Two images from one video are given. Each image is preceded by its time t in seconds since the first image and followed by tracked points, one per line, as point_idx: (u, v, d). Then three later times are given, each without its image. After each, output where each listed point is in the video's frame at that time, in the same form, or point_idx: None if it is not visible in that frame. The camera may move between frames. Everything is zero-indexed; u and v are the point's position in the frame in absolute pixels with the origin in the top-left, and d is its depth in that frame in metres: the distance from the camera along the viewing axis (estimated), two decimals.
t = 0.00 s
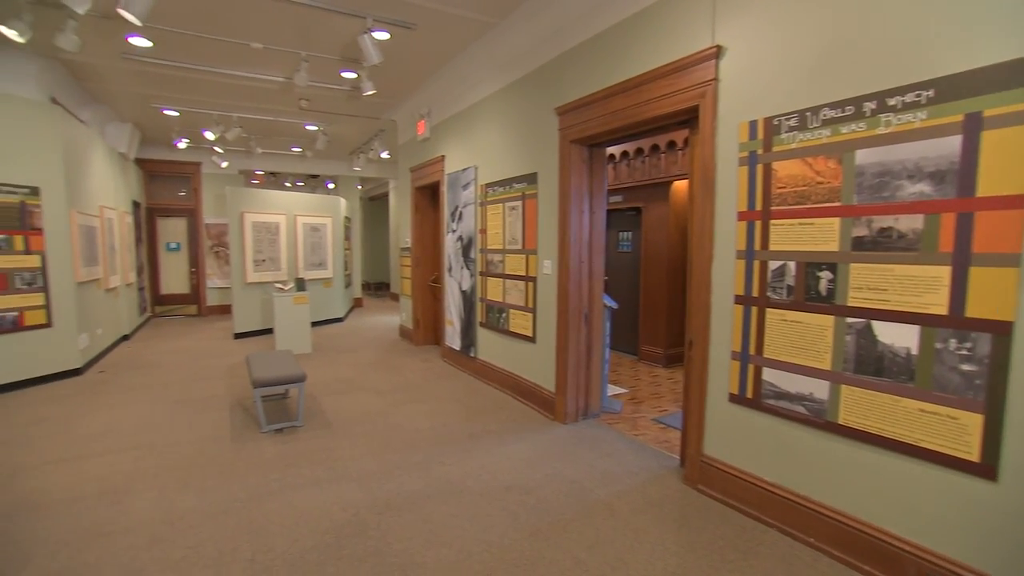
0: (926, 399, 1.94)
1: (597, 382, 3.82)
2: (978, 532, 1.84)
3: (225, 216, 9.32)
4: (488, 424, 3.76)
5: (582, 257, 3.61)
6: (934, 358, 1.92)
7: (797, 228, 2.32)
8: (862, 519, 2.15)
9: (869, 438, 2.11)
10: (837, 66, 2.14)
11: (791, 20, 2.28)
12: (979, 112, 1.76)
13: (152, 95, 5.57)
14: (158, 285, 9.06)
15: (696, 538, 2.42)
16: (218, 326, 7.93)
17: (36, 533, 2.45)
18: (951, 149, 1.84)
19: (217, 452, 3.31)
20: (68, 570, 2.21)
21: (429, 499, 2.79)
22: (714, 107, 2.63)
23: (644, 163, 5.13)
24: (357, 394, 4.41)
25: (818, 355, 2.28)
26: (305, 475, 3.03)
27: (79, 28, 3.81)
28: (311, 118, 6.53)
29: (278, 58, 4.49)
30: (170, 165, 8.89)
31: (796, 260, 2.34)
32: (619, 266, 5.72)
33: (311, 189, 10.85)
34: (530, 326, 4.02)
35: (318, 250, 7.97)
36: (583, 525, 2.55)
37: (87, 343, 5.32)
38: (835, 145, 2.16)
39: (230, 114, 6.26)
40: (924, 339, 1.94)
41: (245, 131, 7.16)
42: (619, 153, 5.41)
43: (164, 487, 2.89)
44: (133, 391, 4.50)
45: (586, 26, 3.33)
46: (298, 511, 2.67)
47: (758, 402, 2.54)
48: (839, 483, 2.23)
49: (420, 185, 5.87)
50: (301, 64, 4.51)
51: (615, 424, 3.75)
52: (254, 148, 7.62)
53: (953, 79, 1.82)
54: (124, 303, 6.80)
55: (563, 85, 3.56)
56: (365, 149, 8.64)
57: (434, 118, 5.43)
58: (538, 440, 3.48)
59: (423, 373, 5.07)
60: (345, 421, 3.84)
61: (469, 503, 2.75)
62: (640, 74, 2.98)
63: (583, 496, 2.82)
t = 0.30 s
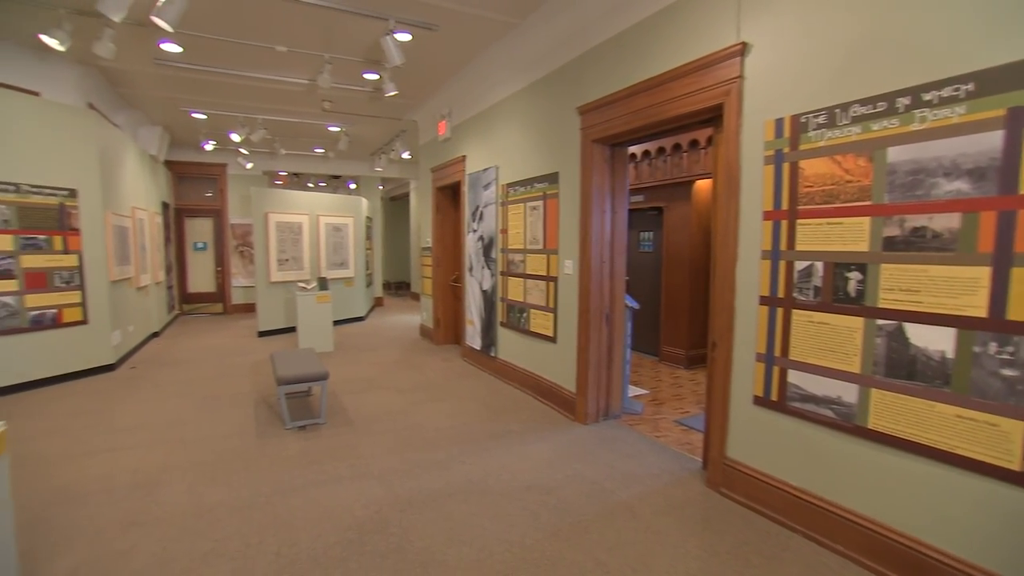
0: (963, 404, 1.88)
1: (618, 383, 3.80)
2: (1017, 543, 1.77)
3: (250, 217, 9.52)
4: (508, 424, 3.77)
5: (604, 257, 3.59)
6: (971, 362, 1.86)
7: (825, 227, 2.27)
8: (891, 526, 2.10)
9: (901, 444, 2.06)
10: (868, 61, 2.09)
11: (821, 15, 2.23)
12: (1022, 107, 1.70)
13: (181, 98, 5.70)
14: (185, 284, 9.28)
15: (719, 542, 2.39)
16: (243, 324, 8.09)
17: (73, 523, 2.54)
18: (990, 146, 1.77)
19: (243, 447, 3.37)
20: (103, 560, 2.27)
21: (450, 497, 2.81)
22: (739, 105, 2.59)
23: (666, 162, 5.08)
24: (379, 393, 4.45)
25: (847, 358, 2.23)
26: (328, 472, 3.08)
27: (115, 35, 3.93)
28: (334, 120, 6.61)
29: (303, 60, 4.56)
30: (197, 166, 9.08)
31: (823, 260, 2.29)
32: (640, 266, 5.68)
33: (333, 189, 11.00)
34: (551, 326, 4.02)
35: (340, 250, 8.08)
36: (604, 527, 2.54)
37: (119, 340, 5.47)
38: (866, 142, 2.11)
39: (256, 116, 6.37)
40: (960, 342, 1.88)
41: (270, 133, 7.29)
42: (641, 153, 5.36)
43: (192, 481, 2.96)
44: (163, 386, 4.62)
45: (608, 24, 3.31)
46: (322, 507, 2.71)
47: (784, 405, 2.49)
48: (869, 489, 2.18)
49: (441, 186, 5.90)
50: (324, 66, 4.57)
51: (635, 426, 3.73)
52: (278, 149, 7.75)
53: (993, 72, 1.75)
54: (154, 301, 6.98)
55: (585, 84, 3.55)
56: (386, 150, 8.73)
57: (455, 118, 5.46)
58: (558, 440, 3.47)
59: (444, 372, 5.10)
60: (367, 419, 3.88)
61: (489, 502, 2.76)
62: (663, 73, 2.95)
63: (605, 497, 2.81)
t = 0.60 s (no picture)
0: (1008, 411, 1.81)
1: (643, 384, 3.77)
2: None
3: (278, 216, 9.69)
4: (532, 424, 3.77)
5: (630, 257, 3.57)
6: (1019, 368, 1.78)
7: (860, 227, 2.21)
8: (927, 535, 2.04)
9: (941, 451, 1.99)
10: (908, 54, 2.01)
11: (857, 8, 2.16)
12: None
13: (213, 102, 5.86)
14: (216, 282, 9.53)
15: (747, 547, 2.35)
16: (271, 322, 8.26)
17: (112, 514, 2.63)
18: None
19: (272, 443, 3.45)
20: (140, 550, 2.35)
21: (474, 496, 2.82)
22: (769, 102, 2.54)
23: (693, 161, 5.01)
24: (404, 391, 4.50)
25: (883, 362, 2.16)
26: (354, 468, 3.12)
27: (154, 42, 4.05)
28: (360, 121, 6.70)
29: (331, 63, 4.63)
30: (226, 167, 9.27)
31: (858, 260, 2.23)
32: (665, 266, 5.61)
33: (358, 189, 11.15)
34: (575, 326, 4.00)
35: (365, 249, 8.19)
36: (629, 529, 2.51)
37: (155, 336, 5.65)
38: (905, 139, 2.03)
39: (284, 119, 6.50)
40: (1007, 347, 1.80)
41: (298, 135, 7.43)
42: (666, 151, 5.30)
43: (224, 474, 3.04)
44: (195, 382, 4.75)
45: (636, 22, 3.28)
46: (348, 503, 2.75)
47: (815, 408, 2.43)
48: (905, 498, 2.11)
49: (465, 186, 5.93)
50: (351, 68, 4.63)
51: (661, 427, 3.70)
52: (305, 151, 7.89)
53: None
54: (187, 299, 7.18)
55: (612, 83, 3.52)
56: (411, 151, 8.81)
57: (479, 119, 5.48)
58: (583, 441, 3.46)
59: (467, 371, 5.13)
60: (392, 417, 3.92)
61: (513, 502, 2.76)
62: (691, 70, 2.91)
63: (630, 499, 2.78)
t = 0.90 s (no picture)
0: None
1: (671, 385, 3.74)
2: None
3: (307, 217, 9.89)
4: (558, 424, 3.76)
5: (658, 257, 3.54)
6: None
7: (902, 226, 2.13)
8: (971, 547, 1.96)
9: (989, 461, 1.90)
10: (955, 46, 1.93)
11: None
12: None
13: (247, 105, 6.01)
14: (248, 281, 9.79)
15: (779, 553, 2.30)
16: (300, 321, 8.44)
17: (152, 505, 2.72)
18: None
19: (303, 439, 3.52)
20: (178, 540, 2.43)
21: (501, 495, 2.83)
22: (805, 98, 2.47)
23: (722, 160, 4.93)
24: (431, 390, 4.54)
25: (926, 366, 2.08)
26: (383, 465, 3.17)
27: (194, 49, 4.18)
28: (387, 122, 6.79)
29: (360, 66, 4.71)
30: (258, 169, 9.48)
31: (899, 261, 2.15)
32: (693, 266, 5.54)
33: (385, 190, 11.31)
34: (602, 327, 3.98)
35: (392, 249, 8.29)
36: (656, 531, 2.48)
37: (190, 333, 5.83)
38: (952, 134, 1.95)
39: (314, 121, 6.63)
40: None
41: (327, 136, 7.56)
42: (695, 150, 5.22)
43: (256, 469, 3.11)
44: (229, 378, 4.89)
45: (665, 20, 3.24)
46: (375, 500, 2.78)
47: (851, 413, 2.35)
48: (949, 508, 2.02)
49: (492, 186, 5.96)
50: (380, 70, 4.69)
51: (689, 430, 3.65)
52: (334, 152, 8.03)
53: None
54: (220, 297, 7.38)
55: (640, 82, 3.49)
56: (438, 151, 8.88)
57: (506, 118, 5.49)
58: (609, 442, 3.44)
59: (493, 370, 5.16)
60: (419, 415, 3.96)
61: (539, 502, 2.76)
62: (723, 67, 2.86)
63: (657, 501, 2.75)
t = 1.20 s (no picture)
0: None
1: (700, 387, 3.69)
2: None
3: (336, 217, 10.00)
4: (584, 425, 3.74)
5: (687, 257, 3.49)
6: None
7: (948, 225, 2.04)
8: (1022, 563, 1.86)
9: None
10: (1008, 36, 1.83)
11: None
12: None
13: (279, 108, 6.14)
14: (279, 279, 10.03)
15: (814, 562, 2.23)
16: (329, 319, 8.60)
17: (189, 496, 2.81)
18: None
19: (333, 435, 3.58)
20: (213, 531, 2.50)
21: (527, 495, 2.83)
22: (843, 93, 2.39)
23: (753, 158, 4.84)
24: (457, 389, 4.57)
25: (974, 372, 1.99)
26: (410, 463, 3.20)
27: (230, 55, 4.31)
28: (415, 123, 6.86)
29: (389, 67, 4.77)
30: (291, 170, 9.71)
31: (944, 261, 2.06)
32: (723, 267, 5.44)
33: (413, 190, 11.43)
34: (630, 327, 3.95)
35: (419, 249, 8.37)
36: (684, 536, 2.44)
37: (224, 330, 6.00)
38: (1005, 128, 1.85)
39: (344, 122, 6.74)
40: None
41: (355, 138, 7.68)
42: (725, 148, 5.13)
43: (288, 463, 3.18)
44: (261, 374, 5.01)
45: (696, 16, 3.19)
46: (402, 497, 2.81)
47: (891, 420, 2.27)
48: (998, 521, 1.93)
49: (519, 185, 5.97)
50: (408, 71, 4.74)
51: (718, 433, 3.59)
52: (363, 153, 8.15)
53: None
54: (252, 295, 7.57)
55: (670, 79, 3.44)
56: (464, 151, 8.93)
57: (533, 118, 5.48)
58: (636, 445, 3.40)
59: (519, 370, 5.16)
60: (446, 414, 3.99)
61: (565, 502, 2.75)
62: (756, 63, 2.79)
63: (686, 505, 2.71)
